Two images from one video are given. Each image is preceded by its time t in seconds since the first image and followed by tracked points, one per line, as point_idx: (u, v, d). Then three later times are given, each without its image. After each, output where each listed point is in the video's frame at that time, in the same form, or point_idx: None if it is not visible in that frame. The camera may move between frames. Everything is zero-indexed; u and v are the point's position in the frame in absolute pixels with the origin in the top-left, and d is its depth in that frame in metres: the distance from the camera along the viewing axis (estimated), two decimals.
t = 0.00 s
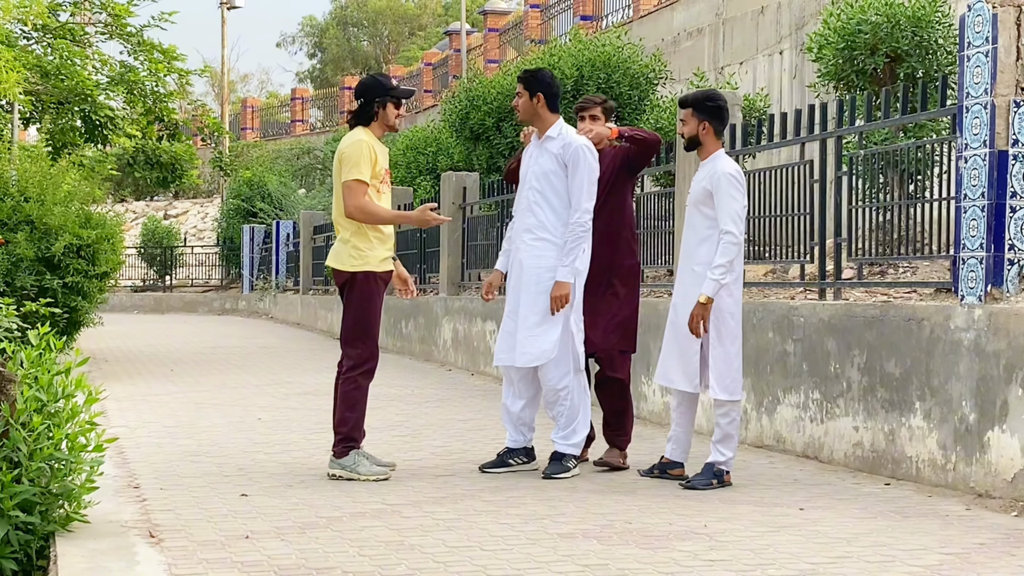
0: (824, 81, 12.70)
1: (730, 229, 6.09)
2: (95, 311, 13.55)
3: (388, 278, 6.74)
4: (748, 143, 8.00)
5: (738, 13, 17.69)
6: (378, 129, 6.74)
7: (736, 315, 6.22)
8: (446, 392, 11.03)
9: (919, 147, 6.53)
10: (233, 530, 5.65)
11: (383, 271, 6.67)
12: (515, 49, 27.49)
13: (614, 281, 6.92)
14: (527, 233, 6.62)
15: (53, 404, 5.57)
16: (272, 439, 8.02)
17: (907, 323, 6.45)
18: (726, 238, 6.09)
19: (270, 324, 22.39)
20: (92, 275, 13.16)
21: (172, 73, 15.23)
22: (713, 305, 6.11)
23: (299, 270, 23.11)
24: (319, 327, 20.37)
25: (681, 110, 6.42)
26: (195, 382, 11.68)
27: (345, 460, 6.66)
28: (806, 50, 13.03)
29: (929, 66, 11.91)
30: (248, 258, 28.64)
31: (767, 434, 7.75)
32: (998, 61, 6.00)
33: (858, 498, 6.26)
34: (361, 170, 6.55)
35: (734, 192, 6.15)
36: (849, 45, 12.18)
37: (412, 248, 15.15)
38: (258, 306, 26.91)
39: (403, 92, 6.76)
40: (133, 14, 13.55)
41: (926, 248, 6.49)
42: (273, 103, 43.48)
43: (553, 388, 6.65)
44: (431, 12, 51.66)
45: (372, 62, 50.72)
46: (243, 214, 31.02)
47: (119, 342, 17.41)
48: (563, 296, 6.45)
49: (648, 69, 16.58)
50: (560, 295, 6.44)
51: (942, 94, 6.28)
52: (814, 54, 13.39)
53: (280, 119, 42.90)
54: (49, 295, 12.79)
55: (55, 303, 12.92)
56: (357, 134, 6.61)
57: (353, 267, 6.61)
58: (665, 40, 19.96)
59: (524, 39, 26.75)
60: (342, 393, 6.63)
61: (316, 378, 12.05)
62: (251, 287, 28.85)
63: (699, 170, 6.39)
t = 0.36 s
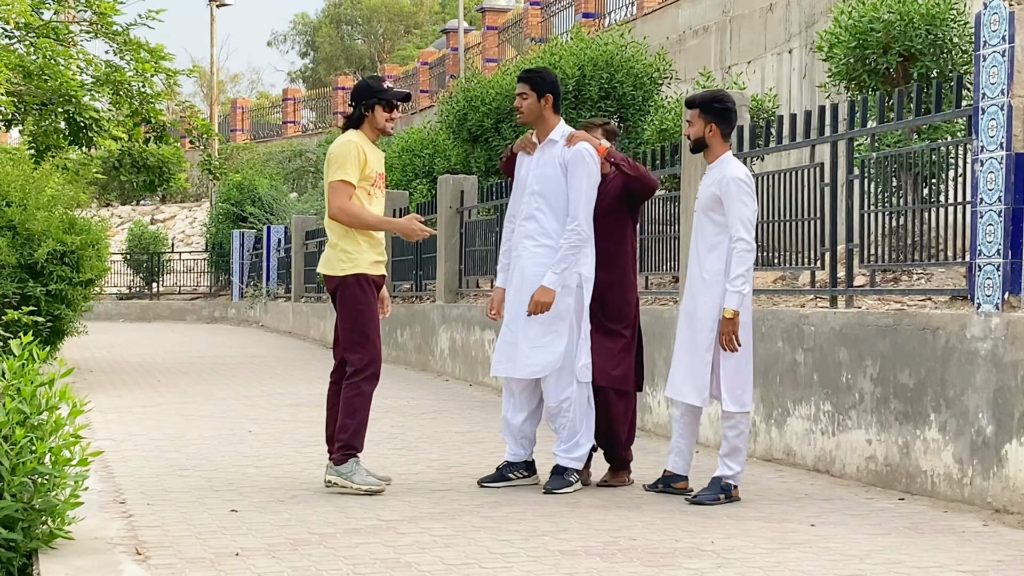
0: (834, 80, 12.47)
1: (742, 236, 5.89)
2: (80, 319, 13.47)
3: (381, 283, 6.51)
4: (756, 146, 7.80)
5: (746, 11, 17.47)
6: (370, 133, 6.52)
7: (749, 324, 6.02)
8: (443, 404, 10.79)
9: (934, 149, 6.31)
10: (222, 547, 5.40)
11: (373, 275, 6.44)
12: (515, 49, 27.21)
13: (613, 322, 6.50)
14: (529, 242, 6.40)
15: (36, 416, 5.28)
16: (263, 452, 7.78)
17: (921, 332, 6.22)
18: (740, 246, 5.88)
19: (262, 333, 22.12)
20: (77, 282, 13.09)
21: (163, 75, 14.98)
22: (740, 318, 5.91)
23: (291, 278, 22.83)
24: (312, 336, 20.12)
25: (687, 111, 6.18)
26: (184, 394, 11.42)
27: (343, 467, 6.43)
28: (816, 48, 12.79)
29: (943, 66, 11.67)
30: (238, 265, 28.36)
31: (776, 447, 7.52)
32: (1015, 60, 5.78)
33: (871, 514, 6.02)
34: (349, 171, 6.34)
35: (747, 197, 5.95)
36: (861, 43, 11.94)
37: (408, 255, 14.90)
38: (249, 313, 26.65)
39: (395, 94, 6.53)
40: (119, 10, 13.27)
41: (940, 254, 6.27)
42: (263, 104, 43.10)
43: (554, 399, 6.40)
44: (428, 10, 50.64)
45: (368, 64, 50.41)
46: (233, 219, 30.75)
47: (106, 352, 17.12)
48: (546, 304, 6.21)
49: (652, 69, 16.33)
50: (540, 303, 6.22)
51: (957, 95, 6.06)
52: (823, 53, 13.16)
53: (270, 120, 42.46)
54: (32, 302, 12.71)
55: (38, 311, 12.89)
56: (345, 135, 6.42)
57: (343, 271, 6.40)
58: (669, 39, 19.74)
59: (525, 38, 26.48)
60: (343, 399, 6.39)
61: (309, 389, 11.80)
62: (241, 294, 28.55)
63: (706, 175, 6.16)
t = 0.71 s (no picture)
0: (842, 82, 12.35)
1: (728, 238, 5.74)
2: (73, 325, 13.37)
3: (380, 288, 6.38)
4: (762, 149, 7.70)
5: (752, 12, 17.37)
6: (369, 137, 6.42)
7: (760, 330, 5.89)
8: (442, 412, 10.66)
9: (944, 153, 6.19)
10: (217, 559, 5.27)
11: (371, 279, 6.32)
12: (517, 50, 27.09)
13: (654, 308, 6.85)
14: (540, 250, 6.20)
15: (27, 425, 5.12)
16: (259, 461, 7.65)
17: (931, 339, 6.09)
18: (724, 248, 5.74)
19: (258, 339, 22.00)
20: (69, 288, 13.00)
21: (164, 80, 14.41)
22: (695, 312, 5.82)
23: (287, 283, 22.71)
24: (308, 343, 20.00)
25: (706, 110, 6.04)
26: (178, 401, 11.29)
27: (347, 476, 6.32)
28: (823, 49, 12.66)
29: (953, 67, 11.56)
30: (234, 270, 28.24)
31: (782, 456, 7.39)
32: None
33: (880, 524, 5.89)
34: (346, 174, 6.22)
35: (741, 201, 5.79)
36: (869, 44, 11.83)
37: (407, 260, 14.78)
38: (245, 319, 26.54)
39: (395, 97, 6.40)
40: (113, 10, 13.13)
41: (950, 259, 6.15)
42: (258, 106, 42.95)
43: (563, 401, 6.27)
44: (427, 11, 50.39)
45: (367, 65, 50.28)
46: (229, 223, 30.65)
47: (100, 359, 16.99)
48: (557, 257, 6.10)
49: (655, 71, 16.21)
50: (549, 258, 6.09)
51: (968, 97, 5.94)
52: (830, 54, 13.04)
53: (267, 122, 42.28)
54: (24, 309, 12.56)
55: (29, 317, 12.74)
56: (342, 137, 6.31)
57: (339, 275, 6.28)
58: (673, 40, 19.64)
59: (526, 39, 26.37)
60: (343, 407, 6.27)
61: (307, 397, 11.67)
62: (237, 300, 28.41)
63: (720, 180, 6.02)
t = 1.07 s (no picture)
0: (842, 85, 12.34)
1: (751, 241, 5.71)
2: (73, 329, 13.37)
3: (375, 291, 6.37)
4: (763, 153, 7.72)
5: (752, 16, 17.36)
6: (369, 142, 6.41)
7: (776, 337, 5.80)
8: (442, 416, 10.65)
9: (944, 156, 6.20)
10: (217, 562, 5.26)
11: (365, 283, 6.31)
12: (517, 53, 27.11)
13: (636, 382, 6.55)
14: (529, 255, 6.20)
15: (27, 429, 5.10)
16: (259, 465, 7.65)
17: (931, 343, 6.09)
18: (747, 251, 5.71)
19: (258, 343, 21.99)
20: (69, 291, 13.01)
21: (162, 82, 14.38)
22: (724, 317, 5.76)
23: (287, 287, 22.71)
24: (308, 346, 19.99)
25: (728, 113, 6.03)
26: (178, 405, 11.30)
27: (342, 482, 6.32)
28: (823, 53, 12.65)
29: (954, 71, 11.56)
30: (234, 273, 28.24)
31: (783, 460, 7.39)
32: None
33: (880, 528, 5.88)
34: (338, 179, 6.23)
35: (757, 201, 5.75)
36: (869, 48, 11.82)
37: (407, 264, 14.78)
38: (245, 323, 26.55)
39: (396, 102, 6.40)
40: (113, 14, 13.12)
41: (950, 263, 6.15)
42: (259, 110, 42.97)
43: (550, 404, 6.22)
44: (427, 15, 50.59)
45: (367, 69, 50.28)
46: (229, 226, 30.67)
47: (99, 363, 16.99)
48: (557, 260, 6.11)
49: (656, 74, 16.20)
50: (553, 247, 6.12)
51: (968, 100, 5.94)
52: (831, 57, 13.03)
53: (267, 126, 42.28)
54: (23, 312, 12.59)
55: (29, 320, 12.74)
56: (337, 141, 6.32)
57: (332, 279, 6.29)
58: (674, 43, 19.64)
59: (526, 42, 26.39)
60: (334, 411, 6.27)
61: (307, 400, 11.67)
62: (237, 303, 28.41)
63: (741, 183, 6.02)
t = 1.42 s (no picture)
0: (842, 89, 12.34)
1: (803, 234, 5.60)
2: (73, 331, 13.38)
3: (372, 293, 6.38)
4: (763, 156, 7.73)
5: (752, 19, 17.37)
6: (367, 144, 6.43)
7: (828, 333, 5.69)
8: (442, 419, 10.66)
9: (944, 159, 6.20)
10: (217, 565, 5.26)
11: (363, 286, 6.32)
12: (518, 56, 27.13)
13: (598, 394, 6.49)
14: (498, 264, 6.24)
15: (28, 431, 5.09)
16: (259, 468, 7.65)
17: (931, 346, 6.09)
18: (802, 245, 5.58)
19: (258, 346, 21.99)
20: (69, 294, 13.01)
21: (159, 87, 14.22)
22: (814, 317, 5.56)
23: (287, 290, 22.71)
24: (308, 350, 19.99)
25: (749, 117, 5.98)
26: (177, 408, 11.30)
27: (316, 476, 6.34)
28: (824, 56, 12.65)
29: (954, 74, 11.58)
30: (234, 276, 28.24)
31: (783, 463, 7.39)
32: None
33: (879, 531, 5.88)
34: (337, 181, 6.23)
35: (795, 196, 5.65)
36: (869, 51, 11.82)
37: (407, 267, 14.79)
38: (244, 326, 26.56)
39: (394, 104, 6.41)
40: (114, 17, 13.12)
41: (950, 266, 6.15)
42: (259, 113, 42.98)
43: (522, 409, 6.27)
44: (427, 18, 50.65)
45: (368, 72, 50.28)
46: (229, 230, 30.69)
47: (99, 365, 17.00)
48: (556, 224, 6.26)
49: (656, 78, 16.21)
50: (542, 224, 6.29)
51: (968, 104, 5.94)
52: (831, 61, 13.03)
53: (267, 128, 42.30)
54: (23, 314, 12.59)
55: (29, 323, 12.76)
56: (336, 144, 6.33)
57: (331, 281, 6.29)
58: (674, 46, 19.64)
59: (526, 45, 26.41)
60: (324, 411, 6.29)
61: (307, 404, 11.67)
62: (237, 306, 28.39)
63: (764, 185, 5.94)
